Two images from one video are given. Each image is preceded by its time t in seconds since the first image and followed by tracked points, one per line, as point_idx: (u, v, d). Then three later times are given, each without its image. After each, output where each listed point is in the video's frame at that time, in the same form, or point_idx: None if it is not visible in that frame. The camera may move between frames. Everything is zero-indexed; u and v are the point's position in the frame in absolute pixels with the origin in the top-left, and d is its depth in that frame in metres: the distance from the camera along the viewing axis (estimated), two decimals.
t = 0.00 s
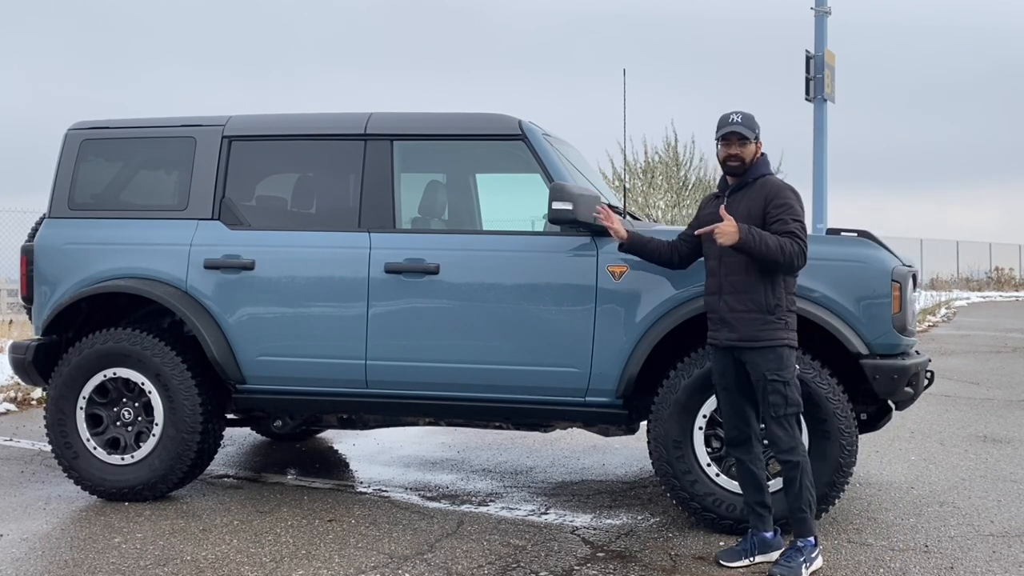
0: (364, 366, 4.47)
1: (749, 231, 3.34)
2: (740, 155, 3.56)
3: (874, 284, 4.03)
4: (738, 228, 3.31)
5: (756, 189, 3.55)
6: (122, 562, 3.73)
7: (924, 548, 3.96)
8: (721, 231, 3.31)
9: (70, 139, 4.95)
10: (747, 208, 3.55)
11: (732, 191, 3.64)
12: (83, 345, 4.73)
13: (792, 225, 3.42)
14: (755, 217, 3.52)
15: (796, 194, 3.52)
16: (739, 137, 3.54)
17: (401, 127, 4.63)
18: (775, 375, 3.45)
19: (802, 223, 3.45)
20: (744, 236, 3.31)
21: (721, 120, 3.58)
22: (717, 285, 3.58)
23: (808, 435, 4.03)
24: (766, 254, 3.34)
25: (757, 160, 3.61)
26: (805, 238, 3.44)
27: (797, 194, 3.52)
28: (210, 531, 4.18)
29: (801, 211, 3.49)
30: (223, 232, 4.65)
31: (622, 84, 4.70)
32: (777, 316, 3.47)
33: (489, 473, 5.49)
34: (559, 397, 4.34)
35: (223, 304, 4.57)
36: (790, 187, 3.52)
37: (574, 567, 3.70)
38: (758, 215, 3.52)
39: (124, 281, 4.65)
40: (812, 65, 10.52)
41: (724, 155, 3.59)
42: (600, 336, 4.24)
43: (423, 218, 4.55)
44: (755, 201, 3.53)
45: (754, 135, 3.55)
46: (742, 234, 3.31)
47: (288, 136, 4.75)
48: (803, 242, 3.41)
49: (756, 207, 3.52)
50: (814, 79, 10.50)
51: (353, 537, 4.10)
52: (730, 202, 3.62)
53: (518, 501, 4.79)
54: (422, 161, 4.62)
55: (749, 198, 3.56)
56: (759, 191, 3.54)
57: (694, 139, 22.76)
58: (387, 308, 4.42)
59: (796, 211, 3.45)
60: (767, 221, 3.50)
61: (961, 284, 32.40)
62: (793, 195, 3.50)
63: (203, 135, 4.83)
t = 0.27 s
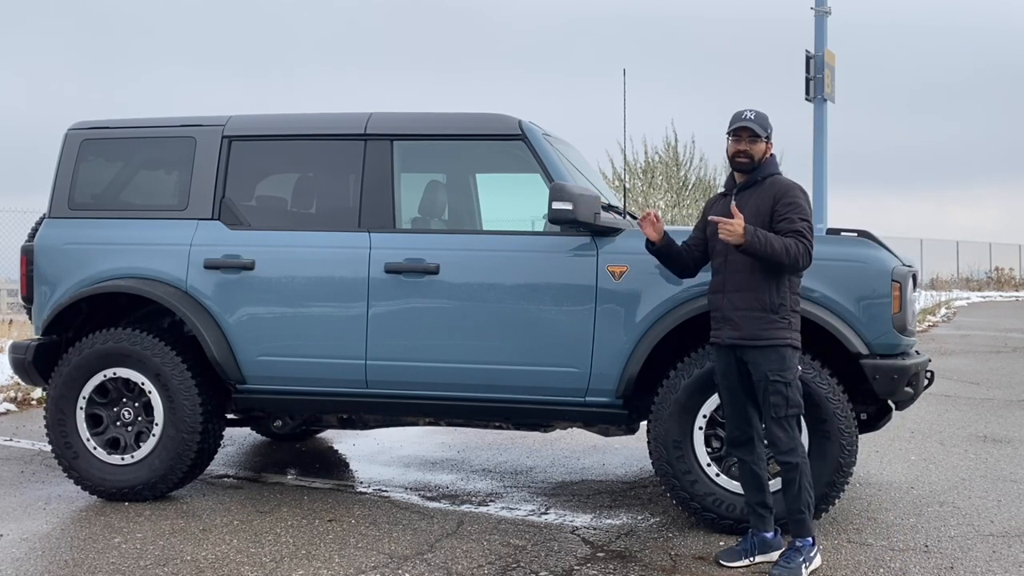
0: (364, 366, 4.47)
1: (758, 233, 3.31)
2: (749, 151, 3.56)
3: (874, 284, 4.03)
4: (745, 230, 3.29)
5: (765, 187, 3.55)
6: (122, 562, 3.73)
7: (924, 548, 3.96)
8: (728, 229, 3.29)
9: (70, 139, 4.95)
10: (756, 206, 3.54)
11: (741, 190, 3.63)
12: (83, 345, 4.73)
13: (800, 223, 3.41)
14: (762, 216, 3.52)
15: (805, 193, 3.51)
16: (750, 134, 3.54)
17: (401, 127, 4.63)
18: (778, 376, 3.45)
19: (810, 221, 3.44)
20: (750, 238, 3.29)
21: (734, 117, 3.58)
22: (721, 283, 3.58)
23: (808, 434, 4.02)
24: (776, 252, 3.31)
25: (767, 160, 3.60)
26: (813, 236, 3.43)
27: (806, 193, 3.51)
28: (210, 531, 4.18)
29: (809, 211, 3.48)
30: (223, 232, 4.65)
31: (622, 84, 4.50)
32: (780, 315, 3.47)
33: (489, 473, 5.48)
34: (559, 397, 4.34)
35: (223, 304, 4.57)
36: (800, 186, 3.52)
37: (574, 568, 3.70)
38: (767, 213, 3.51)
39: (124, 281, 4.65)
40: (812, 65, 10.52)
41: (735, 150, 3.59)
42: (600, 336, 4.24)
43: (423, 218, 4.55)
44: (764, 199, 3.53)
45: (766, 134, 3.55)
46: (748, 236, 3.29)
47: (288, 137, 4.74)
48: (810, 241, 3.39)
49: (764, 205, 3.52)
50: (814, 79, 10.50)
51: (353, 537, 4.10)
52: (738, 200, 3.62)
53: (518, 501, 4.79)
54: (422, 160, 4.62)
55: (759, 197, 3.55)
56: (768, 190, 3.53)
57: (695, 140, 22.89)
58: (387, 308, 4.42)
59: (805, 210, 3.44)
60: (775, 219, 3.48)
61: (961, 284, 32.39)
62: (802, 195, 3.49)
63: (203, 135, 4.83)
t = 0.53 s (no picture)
0: (365, 366, 4.47)
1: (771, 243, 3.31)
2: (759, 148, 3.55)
3: (874, 284, 4.03)
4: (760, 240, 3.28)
5: (778, 187, 3.55)
6: (122, 562, 3.73)
7: (924, 548, 3.96)
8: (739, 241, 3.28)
9: (70, 139, 4.95)
10: (769, 206, 3.54)
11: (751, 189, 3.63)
12: (83, 345, 4.73)
13: (816, 224, 3.42)
14: (775, 216, 3.52)
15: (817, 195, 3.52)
16: (761, 131, 3.53)
17: (401, 127, 4.63)
18: (791, 378, 3.44)
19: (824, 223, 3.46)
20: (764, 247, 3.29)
21: (744, 114, 3.58)
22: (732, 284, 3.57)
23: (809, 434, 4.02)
24: (795, 255, 3.31)
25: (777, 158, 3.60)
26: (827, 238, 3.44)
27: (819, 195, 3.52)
28: (210, 531, 4.18)
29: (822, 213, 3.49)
30: (223, 232, 4.65)
31: (622, 84, 4.65)
32: (793, 317, 3.47)
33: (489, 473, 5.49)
34: (559, 397, 4.34)
35: (223, 304, 4.57)
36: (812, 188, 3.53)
37: (574, 567, 3.70)
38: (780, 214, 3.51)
39: (124, 281, 4.65)
40: (812, 65, 10.51)
41: (745, 148, 3.58)
42: (600, 336, 4.24)
43: (423, 218, 4.55)
44: (777, 200, 3.53)
45: (777, 132, 3.54)
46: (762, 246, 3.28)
47: (288, 137, 4.75)
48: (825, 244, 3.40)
49: (778, 207, 3.52)
50: (814, 79, 10.50)
51: (353, 537, 4.10)
52: (749, 200, 3.61)
53: (518, 501, 4.79)
54: (422, 160, 4.62)
55: (771, 198, 3.55)
56: (782, 190, 3.53)
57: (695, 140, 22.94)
58: (388, 308, 4.42)
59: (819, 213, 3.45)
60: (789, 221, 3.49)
61: (961, 284, 32.39)
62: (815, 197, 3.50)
63: (203, 135, 4.83)
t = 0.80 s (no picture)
0: (365, 366, 4.47)
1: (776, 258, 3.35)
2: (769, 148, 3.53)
3: (875, 284, 4.03)
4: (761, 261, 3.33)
5: (790, 189, 3.54)
6: (122, 562, 3.73)
7: (924, 548, 3.96)
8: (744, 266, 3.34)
9: (70, 139, 4.95)
10: (782, 207, 3.53)
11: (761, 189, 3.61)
12: (83, 345, 4.73)
13: (829, 228, 3.41)
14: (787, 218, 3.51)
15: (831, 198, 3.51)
16: (772, 132, 3.51)
17: (401, 127, 4.63)
18: (798, 381, 3.44)
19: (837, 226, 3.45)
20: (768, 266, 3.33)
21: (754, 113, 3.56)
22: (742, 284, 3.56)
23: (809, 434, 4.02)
24: (803, 267, 3.34)
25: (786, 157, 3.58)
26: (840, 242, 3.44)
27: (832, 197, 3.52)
28: (210, 531, 4.18)
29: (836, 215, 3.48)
30: (223, 232, 4.65)
31: (622, 83, 4.83)
32: (802, 319, 3.46)
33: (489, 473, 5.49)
34: (560, 397, 4.34)
35: (223, 304, 4.57)
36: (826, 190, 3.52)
37: (574, 568, 3.70)
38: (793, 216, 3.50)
39: (124, 281, 4.65)
40: (812, 65, 10.51)
41: (755, 148, 3.56)
42: (600, 336, 4.24)
43: (423, 218, 4.55)
44: (790, 201, 3.52)
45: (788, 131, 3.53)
46: (766, 266, 3.33)
47: (288, 137, 4.75)
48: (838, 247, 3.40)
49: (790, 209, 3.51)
50: (814, 79, 10.50)
51: (353, 537, 4.10)
52: (759, 200, 3.60)
53: (518, 501, 4.79)
54: (422, 160, 4.62)
55: (783, 198, 3.53)
56: (795, 192, 3.52)
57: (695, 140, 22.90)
58: (388, 308, 4.42)
59: (833, 215, 3.44)
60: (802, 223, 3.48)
61: (961, 284, 32.38)
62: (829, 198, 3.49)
63: (203, 135, 4.83)
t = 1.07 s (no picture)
0: (365, 366, 4.47)
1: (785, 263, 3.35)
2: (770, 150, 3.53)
3: (875, 284, 4.03)
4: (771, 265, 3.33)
5: (803, 193, 3.52)
6: (122, 562, 3.73)
7: (924, 548, 3.96)
8: (749, 269, 3.33)
9: (70, 139, 4.95)
10: (793, 212, 3.51)
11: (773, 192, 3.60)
12: (83, 345, 4.73)
13: (841, 234, 3.40)
14: (797, 223, 3.50)
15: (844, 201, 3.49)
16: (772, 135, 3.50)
17: (401, 127, 4.63)
18: (805, 385, 3.43)
19: (850, 231, 3.44)
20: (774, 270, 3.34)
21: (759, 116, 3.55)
22: (753, 288, 3.55)
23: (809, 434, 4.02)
24: (812, 272, 3.33)
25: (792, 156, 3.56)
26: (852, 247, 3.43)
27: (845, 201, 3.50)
28: (210, 531, 4.18)
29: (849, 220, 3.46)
30: (223, 232, 4.65)
31: (622, 84, 4.72)
32: (812, 324, 3.45)
33: (489, 473, 5.48)
34: (559, 397, 4.34)
35: (223, 304, 4.57)
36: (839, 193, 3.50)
37: (574, 567, 3.70)
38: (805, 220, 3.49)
39: (124, 282, 4.65)
40: (812, 65, 10.51)
41: (758, 150, 3.55)
42: (600, 336, 4.24)
43: (423, 218, 4.55)
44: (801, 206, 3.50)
45: (793, 132, 3.51)
46: (772, 270, 3.34)
47: (288, 137, 4.75)
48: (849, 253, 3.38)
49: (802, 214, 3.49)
50: (814, 79, 10.50)
51: (353, 537, 4.10)
52: (770, 204, 3.59)
53: (518, 501, 4.79)
54: (422, 160, 4.62)
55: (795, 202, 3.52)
56: (806, 196, 3.51)
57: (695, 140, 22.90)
58: (388, 308, 4.42)
59: (845, 220, 3.43)
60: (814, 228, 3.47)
61: (961, 284, 32.38)
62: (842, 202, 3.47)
63: (203, 135, 4.83)
